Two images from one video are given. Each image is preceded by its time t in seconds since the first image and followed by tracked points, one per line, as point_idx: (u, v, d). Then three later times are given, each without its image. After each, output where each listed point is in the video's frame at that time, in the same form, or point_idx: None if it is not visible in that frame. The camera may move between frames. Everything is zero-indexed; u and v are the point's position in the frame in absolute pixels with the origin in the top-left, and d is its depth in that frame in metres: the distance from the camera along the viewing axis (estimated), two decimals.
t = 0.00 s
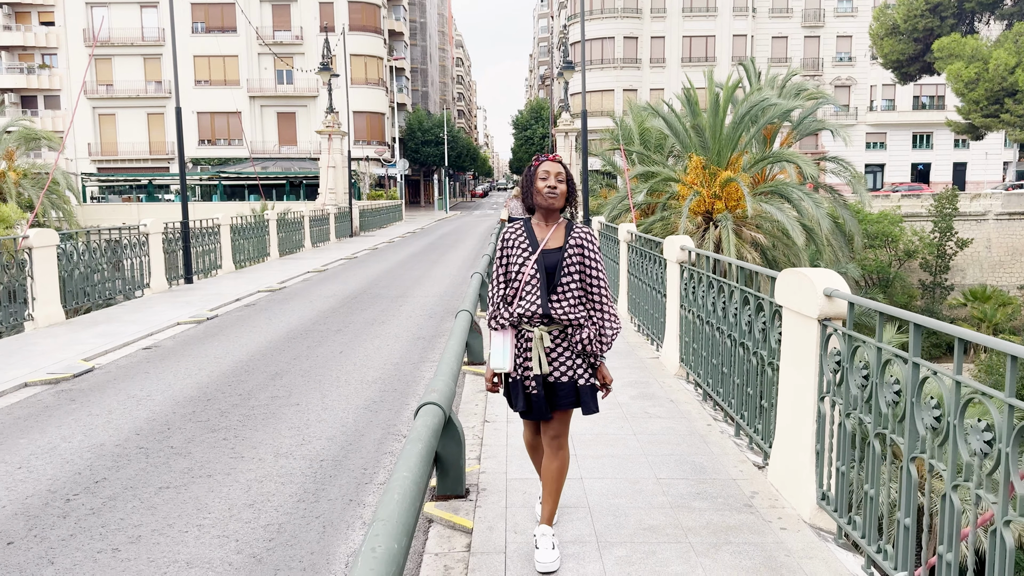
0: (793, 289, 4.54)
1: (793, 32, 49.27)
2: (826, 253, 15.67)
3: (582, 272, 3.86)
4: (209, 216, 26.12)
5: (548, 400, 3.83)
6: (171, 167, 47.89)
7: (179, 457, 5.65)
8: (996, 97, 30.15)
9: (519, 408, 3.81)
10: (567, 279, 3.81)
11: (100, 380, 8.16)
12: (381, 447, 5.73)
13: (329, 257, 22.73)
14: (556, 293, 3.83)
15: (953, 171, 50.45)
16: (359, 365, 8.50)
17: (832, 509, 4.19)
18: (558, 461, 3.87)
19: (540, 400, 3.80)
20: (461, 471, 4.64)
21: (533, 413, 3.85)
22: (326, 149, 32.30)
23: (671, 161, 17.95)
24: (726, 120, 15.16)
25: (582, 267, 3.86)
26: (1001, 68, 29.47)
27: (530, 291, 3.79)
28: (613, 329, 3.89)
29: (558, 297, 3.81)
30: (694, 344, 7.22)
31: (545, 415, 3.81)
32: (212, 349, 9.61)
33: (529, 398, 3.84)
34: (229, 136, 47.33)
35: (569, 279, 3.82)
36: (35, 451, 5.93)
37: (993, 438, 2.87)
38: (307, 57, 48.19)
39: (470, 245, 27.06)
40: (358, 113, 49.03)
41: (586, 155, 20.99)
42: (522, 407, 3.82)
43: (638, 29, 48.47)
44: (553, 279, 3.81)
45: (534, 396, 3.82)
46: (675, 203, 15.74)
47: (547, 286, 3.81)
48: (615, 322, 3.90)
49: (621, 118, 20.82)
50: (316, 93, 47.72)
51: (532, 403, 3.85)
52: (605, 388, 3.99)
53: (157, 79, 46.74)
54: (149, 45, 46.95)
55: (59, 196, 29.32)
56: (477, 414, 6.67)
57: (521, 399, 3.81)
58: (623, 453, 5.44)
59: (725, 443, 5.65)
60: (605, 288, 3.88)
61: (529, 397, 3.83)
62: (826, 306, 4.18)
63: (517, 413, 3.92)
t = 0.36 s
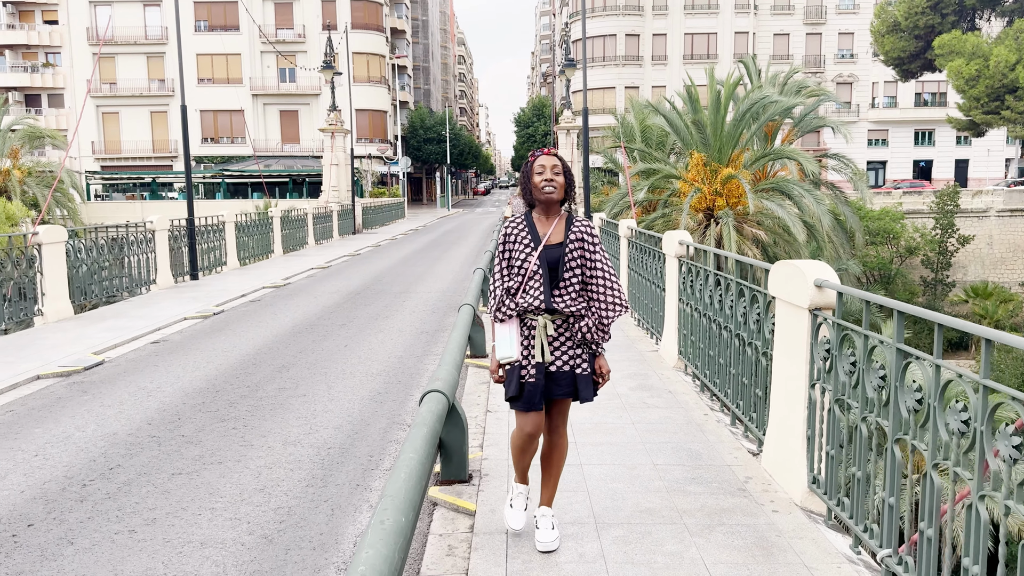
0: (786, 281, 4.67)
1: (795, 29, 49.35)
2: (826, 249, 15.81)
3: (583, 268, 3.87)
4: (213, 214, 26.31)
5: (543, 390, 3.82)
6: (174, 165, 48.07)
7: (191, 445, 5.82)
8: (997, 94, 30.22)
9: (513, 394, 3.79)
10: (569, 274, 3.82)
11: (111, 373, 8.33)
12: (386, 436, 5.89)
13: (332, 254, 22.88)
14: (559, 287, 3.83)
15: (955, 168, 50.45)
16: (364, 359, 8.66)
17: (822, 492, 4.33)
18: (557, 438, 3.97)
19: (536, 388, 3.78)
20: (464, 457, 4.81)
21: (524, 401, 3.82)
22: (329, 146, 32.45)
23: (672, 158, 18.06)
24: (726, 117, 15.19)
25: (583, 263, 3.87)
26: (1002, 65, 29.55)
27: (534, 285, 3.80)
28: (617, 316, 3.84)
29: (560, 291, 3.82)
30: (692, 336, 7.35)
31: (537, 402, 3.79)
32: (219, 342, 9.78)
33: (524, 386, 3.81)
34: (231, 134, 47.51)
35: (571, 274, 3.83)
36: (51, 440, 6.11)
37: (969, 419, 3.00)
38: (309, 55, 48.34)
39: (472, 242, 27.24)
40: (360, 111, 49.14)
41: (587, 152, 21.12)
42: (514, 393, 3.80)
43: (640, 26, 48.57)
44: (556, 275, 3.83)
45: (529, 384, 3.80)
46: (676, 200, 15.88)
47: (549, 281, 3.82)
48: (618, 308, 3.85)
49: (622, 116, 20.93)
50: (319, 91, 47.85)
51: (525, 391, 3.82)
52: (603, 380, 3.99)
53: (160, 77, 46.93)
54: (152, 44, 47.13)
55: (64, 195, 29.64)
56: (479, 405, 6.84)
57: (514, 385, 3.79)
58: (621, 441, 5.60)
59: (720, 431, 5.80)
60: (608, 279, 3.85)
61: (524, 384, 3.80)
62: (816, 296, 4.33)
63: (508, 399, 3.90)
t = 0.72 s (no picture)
0: (773, 277, 4.85)
1: (796, 27, 49.52)
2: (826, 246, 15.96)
3: (580, 267, 3.88)
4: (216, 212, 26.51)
5: (539, 384, 3.81)
6: (178, 164, 48.32)
7: (200, 437, 6.02)
8: (997, 92, 30.33)
9: (505, 389, 3.77)
10: (567, 273, 3.82)
11: (120, 368, 8.54)
12: (389, 427, 6.10)
13: (334, 252, 23.07)
14: (556, 286, 3.84)
15: (957, 165, 50.50)
16: (367, 354, 8.86)
17: (808, 480, 4.51)
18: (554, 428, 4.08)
19: (531, 385, 3.76)
20: (464, 447, 5.00)
21: (519, 397, 3.80)
22: (332, 145, 32.63)
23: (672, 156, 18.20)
24: (726, 116, 15.33)
25: (580, 263, 3.88)
26: (1002, 63, 29.70)
27: (531, 285, 3.78)
28: (610, 318, 3.88)
29: (558, 290, 3.82)
30: (687, 332, 7.50)
31: (532, 398, 3.76)
32: (224, 339, 9.98)
33: (517, 382, 3.79)
34: (234, 133, 47.76)
35: (569, 273, 3.84)
36: (64, 432, 6.30)
37: (938, 405, 3.16)
38: (311, 54, 48.54)
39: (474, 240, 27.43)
40: (362, 109, 49.30)
41: (588, 151, 21.28)
42: (507, 390, 3.78)
43: (641, 24, 48.77)
44: (554, 274, 3.83)
45: (523, 381, 3.77)
46: (676, 198, 16.01)
47: (547, 280, 3.82)
48: (612, 311, 3.90)
49: (623, 114, 21.06)
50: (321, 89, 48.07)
51: (518, 388, 3.80)
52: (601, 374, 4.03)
53: (163, 77, 47.18)
54: (155, 43, 47.37)
55: (68, 194, 30.02)
56: (479, 398, 7.03)
57: (507, 382, 3.77)
58: (616, 433, 5.78)
59: (712, 423, 6.00)
60: (603, 278, 3.90)
61: (516, 380, 3.78)
62: (801, 291, 4.52)
63: (500, 396, 3.87)
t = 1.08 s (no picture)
0: (764, 275, 5.01)
1: (797, 26, 49.64)
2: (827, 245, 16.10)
3: (580, 269, 3.83)
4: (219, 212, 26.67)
5: (545, 389, 3.80)
6: (180, 164, 48.50)
7: (210, 430, 6.21)
8: (996, 91, 30.49)
9: (516, 395, 3.75)
10: (568, 275, 3.78)
11: (129, 365, 8.72)
12: (393, 421, 6.29)
13: (337, 251, 23.23)
14: (559, 287, 3.79)
15: (958, 164, 50.56)
16: (371, 351, 9.04)
17: (796, 469, 4.69)
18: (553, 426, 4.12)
19: (538, 388, 3.76)
20: (466, 438, 5.19)
21: (528, 403, 3.78)
22: (335, 145, 32.77)
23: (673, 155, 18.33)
24: (727, 115, 15.45)
25: (581, 267, 3.83)
26: (1001, 61, 29.84)
27: (535, 286, 3.74)
28: (610, 320, 3.85)
29: (562, 290, 3.78)
30: (685, 329, 7.66)
31: (542, 402, 3.76)
32: (230, 336, 10.16)
33: (526, 386, 3.77)
34: (237, 133, 47.96)
35: (570, 274, 3.79)
36: (77, 426, 6.49)
37: (916, 394, 3.31)
38: (313, 54, 48.72)
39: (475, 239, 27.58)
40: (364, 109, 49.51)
41: (589, 149, 21.40)
42: (518, 395, 3.76)
43: (643, 23, 48.92)
44: (556, 274, 3.78)
45: (531, 385, 3.76)
46: (676, 197, 16.12)
47: (549, 281, 3.78)
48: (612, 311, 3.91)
49: (623, 113, 21.17)
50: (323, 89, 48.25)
51: (528, 392, 3.78)
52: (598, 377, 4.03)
53: (166, 77, 47.37)
54: (158, 43, 47.54)
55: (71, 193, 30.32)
56: (480, 394, 7.21)
57: (518, 387, 3.75)
58: (614, 426, 5.96)
59: (707, 416, 6.18)
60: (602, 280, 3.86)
61: (526, 384, 3.77)
62: (791, 287, 4.68)
63: (510, 403, 3.84)
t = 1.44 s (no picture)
0: (763, 270, 5.17)
1: (799, 25, 49.77)
2: (827, 243, 16.22)
3: (583, 264, 3.81)
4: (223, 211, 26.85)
5: (545, 384, 3.80)
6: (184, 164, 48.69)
7: (223, 422, 6.39)
8: (996, 90, 30.62)
9: (517, 392, 3.78)
10: (570, 269, 3.77)
11: (140, 360, 8.89)
12: (402, 413, 6.47)
13: (341, 250, 23.40)
14: (561, 282, 3.79)
15: (959, 162, 50.65)
16: (378, 347, 9.22)
17: (793, 458, 4.84)
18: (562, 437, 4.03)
19: (537, 384, 3.77)
20: (473, 430, 5.35)
21: (528, 399, 3.81)
22: (338, 145, 32.91)
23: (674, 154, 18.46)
24: (728, 114, 15.58)
25: (582, 262, 3.81)
26: (1001, 61, 29.97)
27: (535, 282, 3.74)
28: (615, 314, 3.80)
29: (563, 286, 3.77)
30: (686, 324, 7.82)
31: (540, 399, 3.77)
32: (238, 333, 10.34)
33: (527, 382, 3.79)
34: (240, 133, 48.15)
35: (572, 268, 3.78)
36: (93, 419, 6.65)
37: (905, 381, 3.47)
38: (316, 54, 48.88)
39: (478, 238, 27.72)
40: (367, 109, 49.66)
41: (590, 149, 21.53)
42: (519, 392, 3.79)
43: (644, 23, 49.06)
44: (557, 269, 3.79)
45: (532, 381, 3.78)
46: (678, 196, 16.24)
47: (551, 276, 3.78)
48: (617, 306, 3.82)
49: (625, 112, 21.30)
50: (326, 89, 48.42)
51: (529, 388, 3.81)
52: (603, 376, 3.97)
53: (168, 77, 47.58)
54: (161, 43, 47.72)
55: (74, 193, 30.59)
56: (485, 388, 7.37)
57: (518, 384, 3.78)
58: (617, 418, 6.12)
59: (707, 408, 6.35)
60: (606, 277, 3.82)
61: (526, 380, 3.79)
62: (787, 282, 4.85)
63: (511, 398, 3.88)
